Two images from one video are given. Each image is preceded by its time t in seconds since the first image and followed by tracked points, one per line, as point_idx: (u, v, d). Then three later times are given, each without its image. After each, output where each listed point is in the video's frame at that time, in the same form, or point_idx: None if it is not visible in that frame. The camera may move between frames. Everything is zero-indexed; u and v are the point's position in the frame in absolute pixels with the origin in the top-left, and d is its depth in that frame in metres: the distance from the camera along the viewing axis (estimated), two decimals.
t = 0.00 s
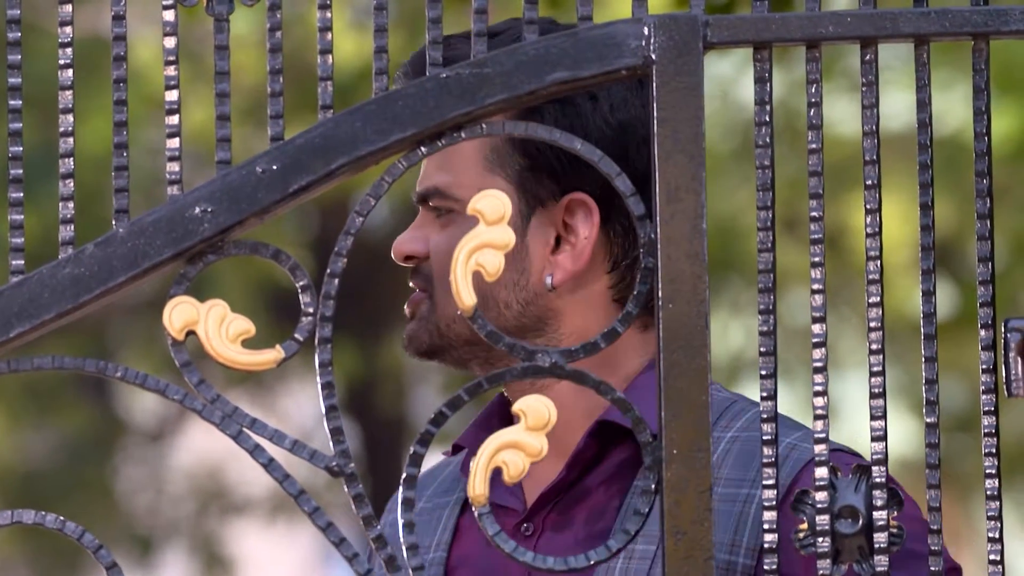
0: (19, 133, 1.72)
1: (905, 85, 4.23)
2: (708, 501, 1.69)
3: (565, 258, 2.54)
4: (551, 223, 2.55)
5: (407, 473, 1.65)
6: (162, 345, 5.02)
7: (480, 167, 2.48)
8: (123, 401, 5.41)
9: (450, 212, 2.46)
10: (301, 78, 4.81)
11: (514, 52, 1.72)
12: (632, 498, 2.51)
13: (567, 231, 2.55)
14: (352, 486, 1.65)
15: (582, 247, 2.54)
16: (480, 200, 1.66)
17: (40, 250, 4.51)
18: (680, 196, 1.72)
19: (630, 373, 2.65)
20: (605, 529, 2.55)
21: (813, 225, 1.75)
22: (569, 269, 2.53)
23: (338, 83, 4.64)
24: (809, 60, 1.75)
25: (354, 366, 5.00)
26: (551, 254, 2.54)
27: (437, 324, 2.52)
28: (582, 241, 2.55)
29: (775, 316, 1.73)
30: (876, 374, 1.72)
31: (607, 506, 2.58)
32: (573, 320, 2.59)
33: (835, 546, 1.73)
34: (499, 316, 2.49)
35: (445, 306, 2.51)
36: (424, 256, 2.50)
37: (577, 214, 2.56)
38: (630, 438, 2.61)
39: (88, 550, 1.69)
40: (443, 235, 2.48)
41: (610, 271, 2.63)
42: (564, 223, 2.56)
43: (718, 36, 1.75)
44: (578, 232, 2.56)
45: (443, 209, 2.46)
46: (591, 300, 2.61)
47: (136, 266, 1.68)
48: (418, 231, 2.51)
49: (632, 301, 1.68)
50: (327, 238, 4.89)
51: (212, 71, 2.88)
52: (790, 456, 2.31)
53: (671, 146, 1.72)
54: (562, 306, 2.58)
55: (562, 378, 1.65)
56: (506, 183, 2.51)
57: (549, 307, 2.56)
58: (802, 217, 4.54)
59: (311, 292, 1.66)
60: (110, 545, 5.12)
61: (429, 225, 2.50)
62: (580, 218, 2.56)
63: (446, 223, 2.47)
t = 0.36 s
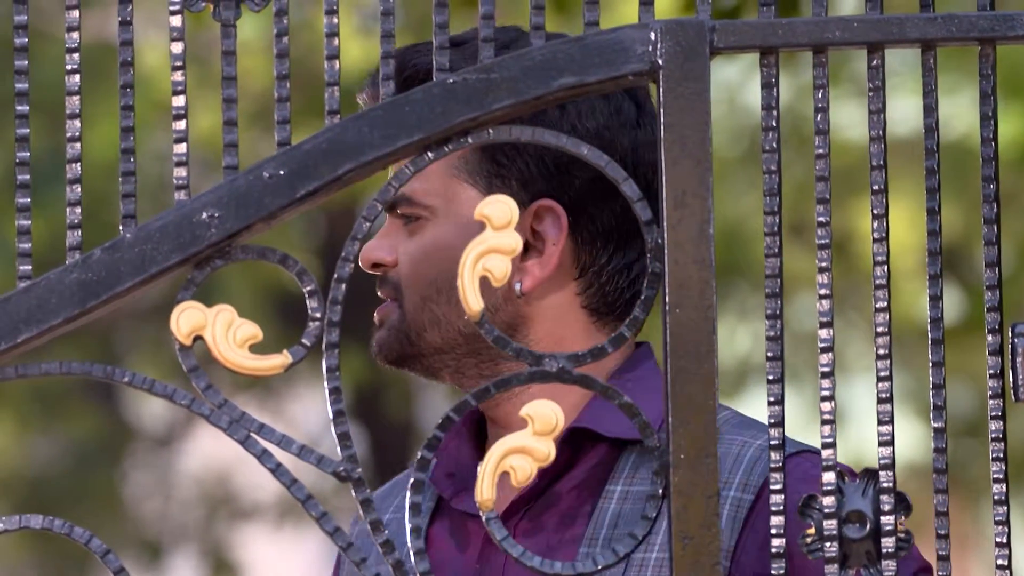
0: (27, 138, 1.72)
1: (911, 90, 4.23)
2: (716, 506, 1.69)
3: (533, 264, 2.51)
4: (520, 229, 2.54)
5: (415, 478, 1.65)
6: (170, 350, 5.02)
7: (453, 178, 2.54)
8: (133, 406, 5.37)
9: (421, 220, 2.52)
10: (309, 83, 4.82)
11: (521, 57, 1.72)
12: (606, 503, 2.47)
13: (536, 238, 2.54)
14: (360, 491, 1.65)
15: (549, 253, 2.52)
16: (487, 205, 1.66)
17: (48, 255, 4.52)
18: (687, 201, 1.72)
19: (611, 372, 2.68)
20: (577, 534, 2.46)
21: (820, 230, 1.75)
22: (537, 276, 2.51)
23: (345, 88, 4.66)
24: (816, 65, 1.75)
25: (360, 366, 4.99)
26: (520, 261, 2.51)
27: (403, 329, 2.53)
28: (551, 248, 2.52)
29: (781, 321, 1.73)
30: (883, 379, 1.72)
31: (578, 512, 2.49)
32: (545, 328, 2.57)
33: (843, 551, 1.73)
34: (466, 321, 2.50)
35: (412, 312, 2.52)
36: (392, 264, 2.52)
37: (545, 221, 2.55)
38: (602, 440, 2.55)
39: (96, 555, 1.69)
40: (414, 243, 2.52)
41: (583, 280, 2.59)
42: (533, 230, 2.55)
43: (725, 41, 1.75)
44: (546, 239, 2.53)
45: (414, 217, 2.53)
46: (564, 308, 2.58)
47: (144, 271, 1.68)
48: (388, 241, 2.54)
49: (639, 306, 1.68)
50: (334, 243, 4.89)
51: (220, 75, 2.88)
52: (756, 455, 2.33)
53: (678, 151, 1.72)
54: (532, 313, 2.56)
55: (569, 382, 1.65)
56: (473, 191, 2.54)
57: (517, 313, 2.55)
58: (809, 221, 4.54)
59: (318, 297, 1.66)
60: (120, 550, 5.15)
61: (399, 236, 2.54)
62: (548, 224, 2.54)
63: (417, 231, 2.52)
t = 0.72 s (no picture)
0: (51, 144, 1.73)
1: (934, 95, 4.22)
2: (739, 511, 1.69)
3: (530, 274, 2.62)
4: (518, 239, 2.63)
5: (438, 484, 1.65)
6: (192, 356, 5.04)
7: (449, 191, 2.61)
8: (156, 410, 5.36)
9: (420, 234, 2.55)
10: (332, 90, 4.85)
11: (543, 63, 1.72)
12: (608, 507, 2.50)
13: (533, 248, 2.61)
14: (383, 497, 1.65)
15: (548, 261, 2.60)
16: (510, 211, 1.66)
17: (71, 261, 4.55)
18: (710, 207, 1.71)
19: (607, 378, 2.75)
20: (580, 538, 2.50)
21: (843, 236, 1.74)
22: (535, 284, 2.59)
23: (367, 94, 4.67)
24: (839, 70, 1.75)
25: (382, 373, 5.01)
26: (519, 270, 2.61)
27: (402, 340, 2.56)
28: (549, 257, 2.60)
29: (805, 326, 1.72)
30: (906, 385, 1.72)
31: (580, 515, 2.53)
32: (547, 336, 2.65)
33: (866, 557, 1.72)
34: (466, 331, 2.54)
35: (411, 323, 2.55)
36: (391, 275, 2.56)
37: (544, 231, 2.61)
38: (605, 444, 2.60)
39: (119, 560, 1.69)
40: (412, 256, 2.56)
41: (582, 288, 2.67)
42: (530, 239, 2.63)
43: (748, 47, 1.74)
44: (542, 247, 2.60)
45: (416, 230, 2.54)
46: (563, 316, 2.66)
47: (167, 277, 1.69)
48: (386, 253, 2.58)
49: (663, 311, 1.68)
50: (355, 249, 4.90)
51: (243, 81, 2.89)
52: (757, 458, 2.36)
53: (701, 156, 1.72)
54: (532, 322, 2.65)
55: (592, 388, 1.65)
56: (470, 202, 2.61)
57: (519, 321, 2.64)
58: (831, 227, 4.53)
59: (341, 303, 1.66)
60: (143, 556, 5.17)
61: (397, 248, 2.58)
62: (546, 233, 2.60)
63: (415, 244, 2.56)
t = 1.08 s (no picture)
0: (73, 144, 1.73)
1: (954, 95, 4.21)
2: (760, 510, 1.68)
3: (573, 272, 2.56)
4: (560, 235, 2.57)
5: (458, 483, 1.65)
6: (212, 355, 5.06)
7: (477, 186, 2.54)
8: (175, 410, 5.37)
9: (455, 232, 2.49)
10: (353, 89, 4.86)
11: (564, 63, 1.72)
12: (624, 506, 2.50)
13: (574, 246, 2.57)
14: (403, 496, 1.66)
15: (590, 260, 2.57)
16: (531, 210, 1.66)
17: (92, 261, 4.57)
18: (730, 206, 1.71)
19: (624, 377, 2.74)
20: (595, 537, 2.49)
21: (864, 235, 1.74)
22: (575, 284, 2.55)
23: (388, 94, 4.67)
24: (860, 70, 1.74)
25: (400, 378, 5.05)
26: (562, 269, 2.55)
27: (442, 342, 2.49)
28: (589, 254, 2.57)
29: (825, 326, 1.72)
30: (927, 384, 1.71)
31: (597, 514, 2.53)
32: (573, 337, 2.61)
33: (887, 556, 1.72)
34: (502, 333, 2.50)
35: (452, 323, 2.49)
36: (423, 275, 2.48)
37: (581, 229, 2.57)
38: (620, 444, 2.60)
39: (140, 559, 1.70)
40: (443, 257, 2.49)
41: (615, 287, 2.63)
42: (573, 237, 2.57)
43: (769, 46, 1.74)
44: (586, 245, 2.57)
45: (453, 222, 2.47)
46: (595, 314, 2.63)
47: (188, 277, 1.69)
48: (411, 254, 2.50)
49: (684, 310, 1.67)
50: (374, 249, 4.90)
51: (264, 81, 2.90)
52: (774, 457, 2.36)
53: (722, 156, 1.72)
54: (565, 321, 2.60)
55: (613, 388, 1.65)
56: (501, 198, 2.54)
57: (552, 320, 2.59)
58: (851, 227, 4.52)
59: (362, 302, 1.66)
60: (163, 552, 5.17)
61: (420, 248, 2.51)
62: (590, 232, 2.57)
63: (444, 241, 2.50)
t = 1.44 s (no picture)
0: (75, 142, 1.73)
1: (958, 92, 4.21)
2: (762, 508, 1.68)
3: (659, 263, 2.55)
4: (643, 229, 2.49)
5: (461, 480, 1.65)
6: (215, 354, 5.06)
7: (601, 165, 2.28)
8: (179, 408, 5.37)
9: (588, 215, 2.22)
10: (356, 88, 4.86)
11: (566, 60, 1.72)
12: (632, 505, 2.50)
13: (654, 238, 2.54)
14: (406, 493, 1.66)
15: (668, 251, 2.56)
16: (533, 208, 1.66)
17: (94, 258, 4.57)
18: (732, 204, 1.71)
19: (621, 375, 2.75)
20: (603, 536, 2.49)
21: (867, 232, 1.73)
22: (666, 271, 2.55)
23: (391, 92, 4.67)
24: (863, 67, 1.74)
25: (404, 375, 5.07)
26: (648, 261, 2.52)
27: (593, 328, 2.18)
28: (670, 244, 2.56)
29: (828, 324, 1.72)
30: (930, 382, 1.71)
31: (603, 512, 2.53)
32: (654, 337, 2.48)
33: (890, 554, 1.72)
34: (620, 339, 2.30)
35: (604, 309, 2.19)
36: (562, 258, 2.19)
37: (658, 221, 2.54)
38: (622, 443, 2.60)
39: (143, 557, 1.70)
40: (575, 241, 2.20)
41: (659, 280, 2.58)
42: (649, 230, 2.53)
43: (771, 43, 1.74)
44: (665, 237, 2.55)
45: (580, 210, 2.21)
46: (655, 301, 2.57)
47: (191, 275, 1.70)
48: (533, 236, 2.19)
49: (686, 308, 1.67)
50: (377, 247, 4.90)
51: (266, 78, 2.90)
52: (783, 457, 2.36)
53: (724, 153, 1.72)
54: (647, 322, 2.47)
55: (615, 386, 1.65)
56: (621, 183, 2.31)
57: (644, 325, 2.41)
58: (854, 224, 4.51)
59: (364, 300, 1.66)
60: (164, 551, 5.19)
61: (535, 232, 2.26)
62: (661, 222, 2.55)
63: (575, 225, 2.21)
